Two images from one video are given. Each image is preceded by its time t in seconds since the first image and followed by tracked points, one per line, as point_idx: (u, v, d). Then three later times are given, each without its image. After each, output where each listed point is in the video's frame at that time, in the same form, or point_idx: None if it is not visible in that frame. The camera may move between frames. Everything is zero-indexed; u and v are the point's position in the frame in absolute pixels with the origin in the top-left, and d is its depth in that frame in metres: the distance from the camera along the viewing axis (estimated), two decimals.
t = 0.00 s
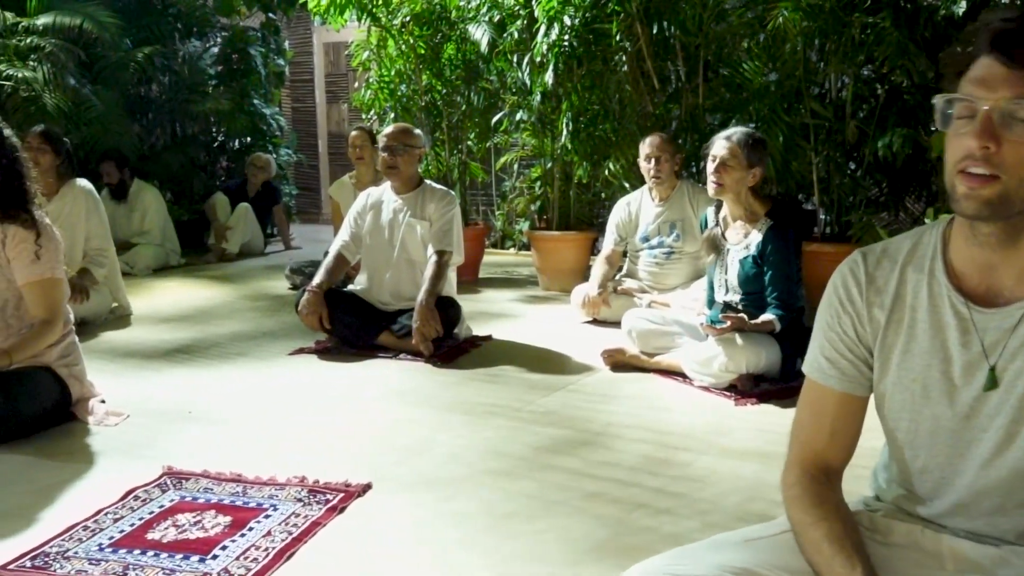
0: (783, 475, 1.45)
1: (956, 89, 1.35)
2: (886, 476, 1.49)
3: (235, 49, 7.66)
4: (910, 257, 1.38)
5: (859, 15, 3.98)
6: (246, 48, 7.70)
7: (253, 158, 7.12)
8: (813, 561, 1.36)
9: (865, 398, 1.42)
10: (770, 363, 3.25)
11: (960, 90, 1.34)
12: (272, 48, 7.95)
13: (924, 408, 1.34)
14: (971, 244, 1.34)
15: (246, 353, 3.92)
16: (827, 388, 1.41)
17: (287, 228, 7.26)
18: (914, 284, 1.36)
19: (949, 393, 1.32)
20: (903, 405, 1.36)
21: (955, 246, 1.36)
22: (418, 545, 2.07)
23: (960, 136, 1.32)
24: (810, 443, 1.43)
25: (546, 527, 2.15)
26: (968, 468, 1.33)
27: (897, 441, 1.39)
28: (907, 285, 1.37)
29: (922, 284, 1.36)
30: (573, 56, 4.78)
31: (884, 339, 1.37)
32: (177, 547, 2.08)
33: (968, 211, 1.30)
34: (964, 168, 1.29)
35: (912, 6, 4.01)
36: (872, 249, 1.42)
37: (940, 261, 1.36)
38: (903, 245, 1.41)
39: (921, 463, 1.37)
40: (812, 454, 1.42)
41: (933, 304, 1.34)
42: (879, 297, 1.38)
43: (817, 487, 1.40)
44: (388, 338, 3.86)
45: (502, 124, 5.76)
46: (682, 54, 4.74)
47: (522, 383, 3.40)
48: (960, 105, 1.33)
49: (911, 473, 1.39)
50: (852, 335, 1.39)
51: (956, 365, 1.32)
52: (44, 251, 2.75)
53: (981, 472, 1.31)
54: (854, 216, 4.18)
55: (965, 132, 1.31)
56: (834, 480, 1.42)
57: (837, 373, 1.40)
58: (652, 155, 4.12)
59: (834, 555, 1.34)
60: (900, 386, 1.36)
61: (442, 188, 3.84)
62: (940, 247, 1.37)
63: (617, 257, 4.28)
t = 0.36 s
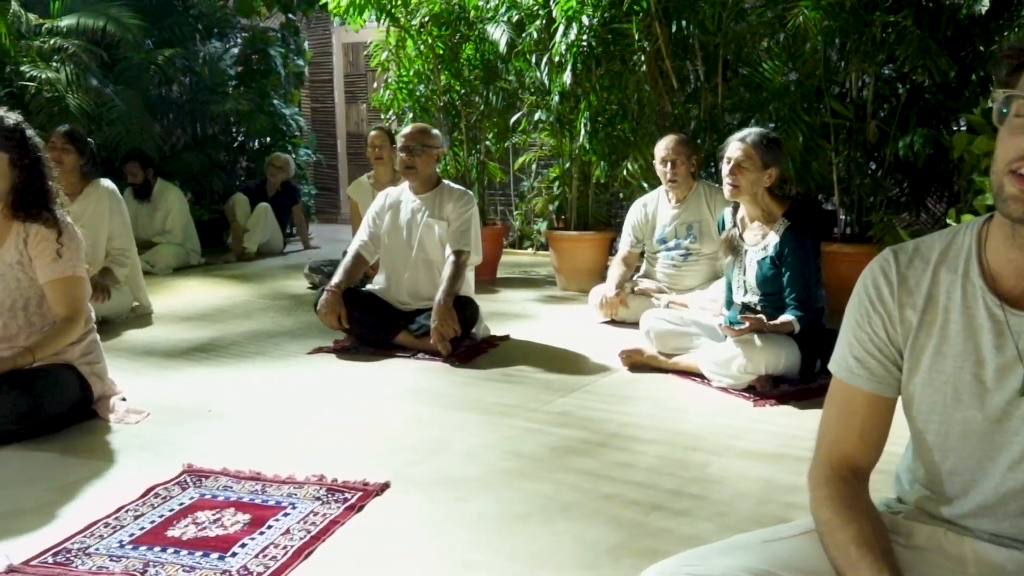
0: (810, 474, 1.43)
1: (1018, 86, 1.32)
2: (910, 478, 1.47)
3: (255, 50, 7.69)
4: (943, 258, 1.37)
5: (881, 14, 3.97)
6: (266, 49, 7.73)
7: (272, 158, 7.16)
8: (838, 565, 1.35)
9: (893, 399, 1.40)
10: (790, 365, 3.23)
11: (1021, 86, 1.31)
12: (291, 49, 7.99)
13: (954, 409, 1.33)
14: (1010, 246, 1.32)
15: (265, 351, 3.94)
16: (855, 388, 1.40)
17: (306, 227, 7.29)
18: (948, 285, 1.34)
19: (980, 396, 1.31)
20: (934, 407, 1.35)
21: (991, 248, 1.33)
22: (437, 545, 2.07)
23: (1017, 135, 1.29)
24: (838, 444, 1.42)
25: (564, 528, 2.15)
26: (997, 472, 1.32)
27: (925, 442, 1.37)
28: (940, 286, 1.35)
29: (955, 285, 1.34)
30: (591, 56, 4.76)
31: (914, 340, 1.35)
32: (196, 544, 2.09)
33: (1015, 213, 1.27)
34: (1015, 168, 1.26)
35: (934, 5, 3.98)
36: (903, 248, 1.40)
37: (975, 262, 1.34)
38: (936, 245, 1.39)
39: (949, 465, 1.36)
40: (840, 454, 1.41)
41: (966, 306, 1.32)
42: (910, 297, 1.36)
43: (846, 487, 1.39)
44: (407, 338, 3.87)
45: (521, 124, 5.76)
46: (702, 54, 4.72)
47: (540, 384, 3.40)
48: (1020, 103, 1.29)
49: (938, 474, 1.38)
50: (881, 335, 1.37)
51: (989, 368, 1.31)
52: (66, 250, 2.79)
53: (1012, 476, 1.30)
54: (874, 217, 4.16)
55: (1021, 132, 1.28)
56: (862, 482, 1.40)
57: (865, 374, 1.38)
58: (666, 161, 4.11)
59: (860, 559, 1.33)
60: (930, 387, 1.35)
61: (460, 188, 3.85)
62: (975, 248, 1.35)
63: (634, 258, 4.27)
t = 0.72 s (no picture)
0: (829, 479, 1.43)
1: None
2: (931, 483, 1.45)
3: (280, 51, 7.74)
4: (960, 257, 1.34)
5: (908, 13, 3.92)
6: (291, 49, 7.77)
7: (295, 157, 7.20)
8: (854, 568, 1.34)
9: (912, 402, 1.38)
10: (814, 366, 3.21)
11: None
12: (316, 50, 8.04)
13: (976, 411, 1.31)
14: None
15: (289, 350, 3.96)
16: (873, 392, 1.38)
17: (329, 227, 7.32)
18: (965, 284, 1.32)
19: (1002, 396, 1.29)
20: (954, 409, 1.33)
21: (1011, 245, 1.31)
22: (459, 545, 2.08)
23: None
24: (857, 448, 1.40)
25: (586, 529, 2.15)
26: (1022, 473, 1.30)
27: (947, 444, 1.36)
28: (958, 286, 1.33)
29: (974, 285, 1.31)
30: (615, 55, 4.75)
31: (933, 342, 1.33)
32: (221, 541, 2.11)
33: None
34: None
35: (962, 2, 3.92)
36: (919, 248, 1.37)
37: (994, 261, 1.31)
38: (951, 244, 1.36)
39: (972, 467, 1.34)
40: (859, 457, 1.40)
41: (986, 305, 1.30)
42: (927, 298, 1.34)
43: (864, 490, 1.38)
44: (429, 337, 3.88)
45: (544, 124, 5.75)
46: (726, 54, 4.69)
47: (562, 384, 3.40)
48: None
49: (960, 477, 1.37)
50: (898, 338, 1.36)
51: (1011, 368, 1.28)
52: (90, 245, 2.82)
53: None
54: (901, 218, 4.12)
55: None
56: (881, 486, 1.39)
57: (883, 378, 1.37)
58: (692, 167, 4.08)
59: (874, 562, 1.32)
60: (950, 389, 1.33)
61: (482, 187, 3.85)
62: (993, 246, 1.32)
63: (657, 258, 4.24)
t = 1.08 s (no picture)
0: (848, 485, 1.36)
1: None
2: (958, 486, 1.39)
3: (306, 51, 7.79)
4: (975, 261, 1.30)
5: (937, 11, 3.88)
6: (317, 50, 7.82)
7: (319, 157, 7.25)
8: None
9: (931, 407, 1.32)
10: (840, 367, 3.18)
11: None
12: (341, 50, 8.09)
13: (995, 416, 1.26)
14: None
15: (314, 349, 3.98)
16: (891, 397, 1.32)
17: (354, 227, 7.36)
18: (980, 288, 1.28)
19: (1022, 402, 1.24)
20: (972, 413, 1.27)
21: None
22: (483, 545, 2.08)
23: None
24: (876, 453, 1.34)
25: (611, 530, 2.14)
26: None
27: (966, 451, 1.30)
28: (973, 290, 1.29)
29: (989, 288, 1.27)
30: (640, 55, 4.74)
31: (949, 346, 1.28)
32: (247, 538, 2.12)
33: None
34: None
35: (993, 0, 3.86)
36: (935, 254, 1.33)
37: (1008, 265, 1.27)
38: (966, 249, 1.33)
39: (994, 474, 1.29)
40: (877, 462, 1.34)
41: (1002, 309, 1.26)
42: (943, 302, 1.29)
43: (885, 496, 1.31)
44: (453, 336, 3.88)
45: (568, 124, 5.74)
46: (752, 53, 4.65)
47: (586, 384, 3.39)
48: None
49: (983, 483, 1.31)
50: (915, 343, 1.30)
51: None
52: (115, 242, 2.84)
53: None
54: (929, 219, 4.08)
55: None
56: (903, 491, 1.33)
57: (900, 383, 1.31)
58: (727, 164, 4.05)
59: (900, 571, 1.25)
60: (968, 393, 1.27)
61: (506, 186, 3.85)
62: (1007, 250, 1.28)
63: (683, 258, 4.22)
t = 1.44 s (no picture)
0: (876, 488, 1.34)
1: None
2: (986, 490, 1.37)
3: (329, 52, 7.82)
4: (997, 264, 1.26)
5: (966, 9, 3.89)
6: (340, 50, 7.85)
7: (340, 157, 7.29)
8: None
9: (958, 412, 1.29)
10: (865, 369, 3.16)
11: None
12: (364, 51, 8.13)
13: (1017, 423, 1.22)
14: None
15: (337, 348, 4.00)
16: (916, 403, 1.30)
17: (376, 227, 7.38)
18: (1001, 292, 1.24)
19: None
20: (994, 419, 1.23)
21: None
22: (505, 544, 2.08)
23: None
24: (904, 456, 1.32)
25: (634, 530, 2.13)
26: None
27: (991, 457, 1.26)
28: (994, 294, 1.24)
29: (1010, 291, 1.23)
30: (663, 55, 4.72)
31: (970, 351, 1.25)
32: (270, 536, 2.13)
33: None
34: None
35: None
36: (956, 258, 1.30)
37: None
38: (989, 252, 1.28)
39: (1018, 481, 1.24)
40: (904, 465, 1.31)
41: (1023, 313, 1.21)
42: (964, 307, 1.26)
43: (913, 501, 1.29)
44: (475, 336, 3.90)
45: (591, 124, 5.73)
46: (777, 52, 4.62)
47: (609, 384, 3.38)
48: None
49: (1009, 490, 1.27)
50: (938, 349, 1.27)
51: None
52: (144, 243, 2.86)
53: None
54: (956, 220, 4.04)
55: None
56: (930, 495, 1.30)
57: (925, 389, 1.29)
58: (759, 156, 4.04)
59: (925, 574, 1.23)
60: (989, 398, 1.24)
61: (530, 187, 3.85)
62: None
63: (706, 255, 4.18)
